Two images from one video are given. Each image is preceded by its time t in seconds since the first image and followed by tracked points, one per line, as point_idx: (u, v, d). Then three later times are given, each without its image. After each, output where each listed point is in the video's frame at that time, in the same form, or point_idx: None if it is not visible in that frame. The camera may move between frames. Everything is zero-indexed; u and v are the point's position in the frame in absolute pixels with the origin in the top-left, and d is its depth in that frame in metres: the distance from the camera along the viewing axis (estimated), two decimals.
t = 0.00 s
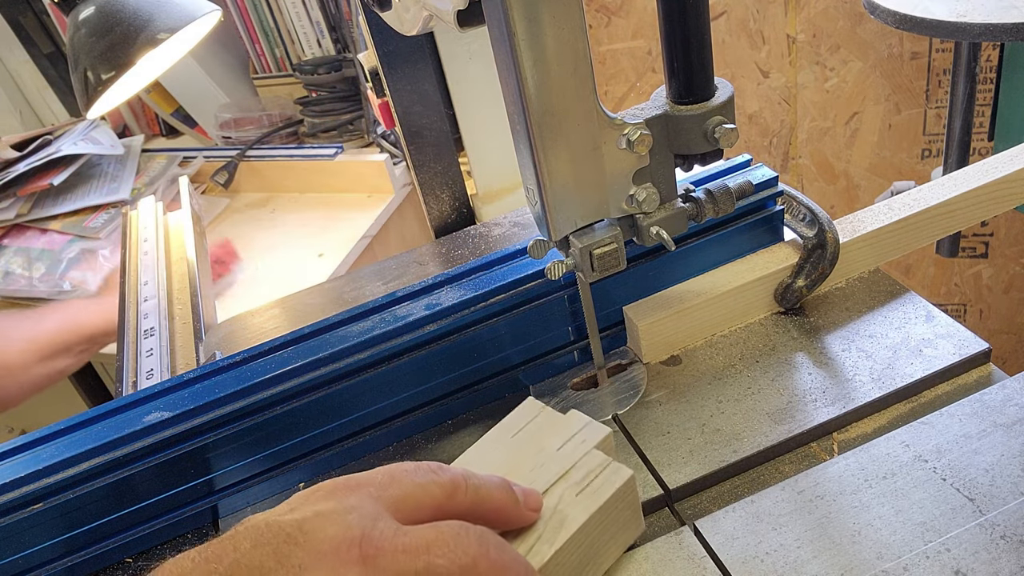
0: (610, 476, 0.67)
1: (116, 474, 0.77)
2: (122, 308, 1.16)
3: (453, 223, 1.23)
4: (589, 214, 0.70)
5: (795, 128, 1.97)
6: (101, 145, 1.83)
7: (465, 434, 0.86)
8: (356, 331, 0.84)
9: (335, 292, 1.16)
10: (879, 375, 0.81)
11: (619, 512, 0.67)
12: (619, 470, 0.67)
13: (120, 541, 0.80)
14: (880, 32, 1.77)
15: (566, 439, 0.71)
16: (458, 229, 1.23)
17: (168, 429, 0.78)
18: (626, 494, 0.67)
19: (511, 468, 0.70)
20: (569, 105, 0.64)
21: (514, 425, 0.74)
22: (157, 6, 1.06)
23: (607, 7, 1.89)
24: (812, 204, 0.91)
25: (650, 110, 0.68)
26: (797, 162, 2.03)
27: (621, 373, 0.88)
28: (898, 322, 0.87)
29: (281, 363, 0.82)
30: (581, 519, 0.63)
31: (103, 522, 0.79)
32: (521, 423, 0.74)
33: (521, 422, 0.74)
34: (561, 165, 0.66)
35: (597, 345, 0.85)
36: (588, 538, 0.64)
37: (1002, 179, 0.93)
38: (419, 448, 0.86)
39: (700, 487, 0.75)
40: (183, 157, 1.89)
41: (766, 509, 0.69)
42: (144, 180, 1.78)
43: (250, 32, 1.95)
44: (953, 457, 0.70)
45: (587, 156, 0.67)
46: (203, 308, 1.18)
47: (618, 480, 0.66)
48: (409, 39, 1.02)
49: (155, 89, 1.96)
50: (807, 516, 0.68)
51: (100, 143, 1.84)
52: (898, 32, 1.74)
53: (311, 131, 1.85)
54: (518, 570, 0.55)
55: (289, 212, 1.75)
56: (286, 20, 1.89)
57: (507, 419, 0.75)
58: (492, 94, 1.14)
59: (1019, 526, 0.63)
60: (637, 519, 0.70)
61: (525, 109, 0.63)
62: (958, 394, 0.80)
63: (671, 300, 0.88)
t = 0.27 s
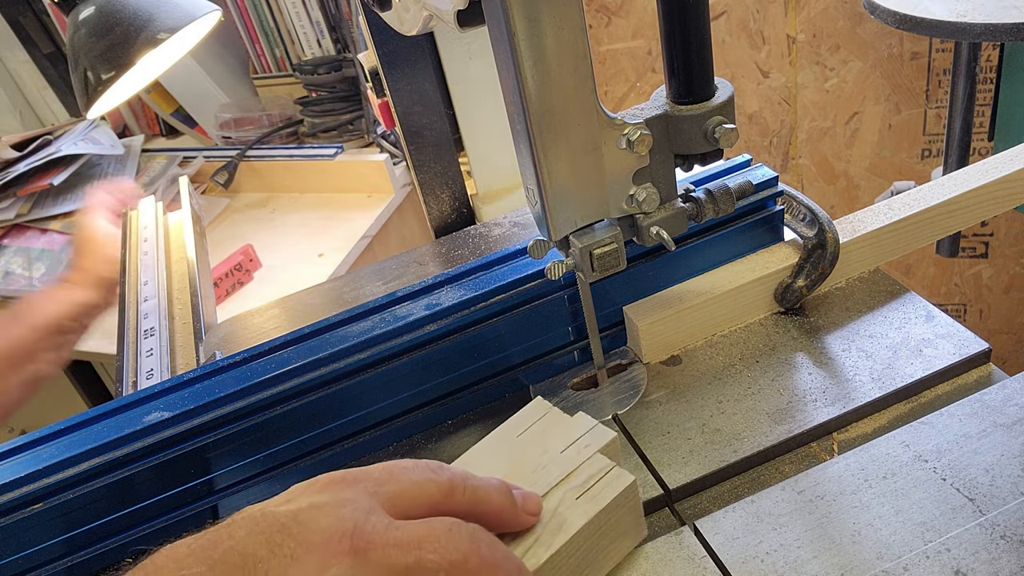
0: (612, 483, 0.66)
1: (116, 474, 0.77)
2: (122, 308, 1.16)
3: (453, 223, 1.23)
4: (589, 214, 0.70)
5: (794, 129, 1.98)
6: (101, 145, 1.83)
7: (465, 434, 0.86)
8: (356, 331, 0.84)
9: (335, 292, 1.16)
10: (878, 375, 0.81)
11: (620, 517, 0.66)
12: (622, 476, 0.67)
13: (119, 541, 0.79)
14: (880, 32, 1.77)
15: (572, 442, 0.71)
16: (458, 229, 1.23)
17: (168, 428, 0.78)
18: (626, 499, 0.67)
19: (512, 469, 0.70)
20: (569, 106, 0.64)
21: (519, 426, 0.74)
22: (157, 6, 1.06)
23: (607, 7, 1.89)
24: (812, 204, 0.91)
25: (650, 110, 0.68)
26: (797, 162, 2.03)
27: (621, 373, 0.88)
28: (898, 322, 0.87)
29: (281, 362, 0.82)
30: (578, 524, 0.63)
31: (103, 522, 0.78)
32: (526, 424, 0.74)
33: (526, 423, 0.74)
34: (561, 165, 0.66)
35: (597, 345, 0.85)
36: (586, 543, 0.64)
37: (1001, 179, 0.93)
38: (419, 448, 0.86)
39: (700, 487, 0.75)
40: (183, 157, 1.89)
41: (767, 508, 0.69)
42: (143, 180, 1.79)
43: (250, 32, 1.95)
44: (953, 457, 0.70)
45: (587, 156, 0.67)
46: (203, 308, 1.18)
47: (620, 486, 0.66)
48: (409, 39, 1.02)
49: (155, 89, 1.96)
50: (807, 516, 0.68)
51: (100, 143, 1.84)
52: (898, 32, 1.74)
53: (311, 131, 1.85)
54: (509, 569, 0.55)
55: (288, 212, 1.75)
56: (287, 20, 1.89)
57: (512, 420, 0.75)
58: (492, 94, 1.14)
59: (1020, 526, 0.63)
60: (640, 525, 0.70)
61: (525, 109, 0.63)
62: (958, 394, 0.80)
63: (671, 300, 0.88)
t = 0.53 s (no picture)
0: (637, 476, 0.66)
1: (116, 474, 0.77)
2: (123, 309, 1.16)
3: (453, 223, 1.23)
4: (589, 214, 0.70)
5: (795, 128, 1.98)
6: (101, 145, 1.83)
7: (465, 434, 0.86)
8: (356, 331, 0.84)
9: (336, 292, 1.16)
10: (878, 375, 0.81)
11: (644, 511, 0.66)
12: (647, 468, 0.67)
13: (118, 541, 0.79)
14: (880, 32, 1.76)
15: (596, 434, 0.70)
16: (458, 230, 1.23)
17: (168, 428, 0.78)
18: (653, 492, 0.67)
19: (535, 461, 0.70)
20: (570, 106, 0.64)
21: (542, 418, 0.73)
22: (156, 6, 1.06)
23: (606, 7, 1.89)
24: (812, 204, 0.91)
25: (650, 110, 0.68)
26: (797, 162, 2.03)
27: (621, 373, 0.88)
28: (898, 322, 0.87)
29: (281, 363, 0.82)
30: (603, 517, 0.63)
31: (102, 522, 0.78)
32: (549, 417, 0.74)
33: (550, 416, 0.74)
34: (561, 165, 0.66)
35: (597, 344, 0.85)
36: (609, 538, 0.64)
37: (1001, 179, 0.93)
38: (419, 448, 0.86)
39: (700, 487, 0.75)
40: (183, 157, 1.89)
41: (767, 509, 0.69)
42: (144, 180, 1.79)
43: (250, 32, 1.95)
44: (953, 457, 0.70)
45: (587, 156, 0.67)
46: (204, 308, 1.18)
47: (645, 479, 0.66)
48: (410, 39, 1.02)
49: (155, 89, 1.96)
50: (807, 516, 0.68)
51: (100, 143, 1.84)
52: (897, 32, 1.73)
53: (311, 131, 1.86)
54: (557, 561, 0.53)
55: (288, 212, 1.75)
56: (286, 20, 1.89)
57: (536, 412, 0.74)
58: (492, 94, 1.14)
59: (1020, 526, 0.63)
60: (664, 518, 0.69)
61: (524, 109, 0.63)
62: (958, 394, 0.80)
63: (672, 300, 0.88)
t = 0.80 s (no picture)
0: (635, 476, 0.66)
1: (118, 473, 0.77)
2: (123, 309, 1.16)
3: (453, 223, 1.23)
4: (589, 214, 0.70)
5: (795, 128, 1.98)
6: (101, 145, 1.83)
7: (465, 433, 0.86)
8: (357, 331, 0.84)
9: (336, 292, 1.16)
10: (878, 375, 0.81)
11: (644, 510, 0.66)
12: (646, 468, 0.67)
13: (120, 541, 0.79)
14: (880, 32, 1.76)
15: (595, 434, 0.70)
16: (458, 230, 1.23)
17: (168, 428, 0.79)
18: (653, 492, 0.66)
19: (534, 461, 0.69)
20: (570, 106, 0.64)
21: (542, 418, 0.73)
22: (156, 6, 1.06)
23: (606, 7, 1.89)
24: (812, 204, 0.91)
25: (650, 110, 0.68)
26: (797, 162, 2.03)
27: (621, 373, 0.88)
28: (898, 322, 0.87)
29: (281, 362, 0.82)
30: (603, 518, 0.63)
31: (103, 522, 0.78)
32: (549, 417, 0.74)
33: (549, 416, 0.74)
34: (561, 165, 0.66)
35: (596, 344, 0.85)
36: (609, 538, 0.64)
37: (1001, 179, 0.93)
38: (419, 448, 0.86)
39: (700, 487, 0.75)
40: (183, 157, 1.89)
41: (767, 509, 0.69)
42: (143, 180, 1.79)
43: (250, 32, 1.95)
44: (953, 457, 0.70)
45: (587, 156, 0.67)
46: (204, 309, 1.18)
47: (645, 478, 0.65)
48: (410, 39, 1.02)
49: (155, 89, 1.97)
50: (807, 516, 0.68)
51: (100, 143, 1.83)
52: (897, 32, 1.73)
53: (311, 131, 1.86)
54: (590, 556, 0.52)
55: (288, 212, 1.75)
56: (287, 20, 1.89)
57: (536, 412, 0.74)
58: (492, 94, 1.14)
59: (1019, 526, 0.63)
60: (664, 516, 0.69)
61: (524, 108, 0.63)
62: (958, 394, 0.80)
63: (671, 300, 0.88)
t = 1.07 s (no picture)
0: (636, 476, 0.66)
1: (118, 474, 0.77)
2: (123, 309, 1.16)
3: (453, 223, 1.23)
4: (589, 214, 0.70)
5: (795, 128, 1.98)
6: (101, 145, 1.83)
7: (465, 434, 0.86)
8: (357, 332, 0.84)
9: (335, 292, 1.16)
10: (878, 375, 0.81)
11: (644, 510, 0.66)
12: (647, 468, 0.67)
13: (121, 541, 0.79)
14: (880, 32, 1.76)
15: (595, 434, 0.70)
16: (458, 230, 1.23)
17: (168, 428, 0.79)
18: (653, 492, 0.66)
19: (534, 461, 0.70)
20: (570, 106, 0.64)
21: (542, 418, 0.73)
22: (156, 6, 1.06)
23: (606, 7, 1.89)
24: (812, 204, 0.91)
25: (650, 111, 0.68)
26: (797, 162, 2.03)
27: (621, 373, 0.88)
28: (898, 322, 0.87)
29: (281, 362, 0.82)
30: (603, 519, 0.63)
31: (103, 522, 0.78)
32: (549, 417, 0.74)
33: (549, 416, 0.74)
34: (561, 165, 0.66)
35: (596, 344, 0.85)
36: (608, 538, 0.64)
37: (1001, 179, 0.93)
38: (418, 449, 0.86)
39: (699, 487, 0.75)
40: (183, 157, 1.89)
41: (766, 509, 0.69)
42: (144, 180, 1.78)
43: (250, 32, 1.95)
44: (953, 457, 0.70)
45: (587, 156, 0.67)
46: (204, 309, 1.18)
47: (645, 478, 0.65)
48: (410, 39, 1.02)
49: (155, 89, 1.97)
50: (806, 516, 0.68)
51: (100, 143, 1.83)
52: (898, 32, 1.73)
53: (311, 131, 1.86)
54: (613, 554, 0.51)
55: (288, 212, 1.75)
56: (286, 20, 1.89)
57: (536, 412, 0.74)
58: (492, 94, 1.14)
59: (1019, 526, 0.63)
60: (665, 516, 0.69)
61: (524, 108, 0.63)
62: (958, 394, 0.80)
63: (671, 300, 0.88)
